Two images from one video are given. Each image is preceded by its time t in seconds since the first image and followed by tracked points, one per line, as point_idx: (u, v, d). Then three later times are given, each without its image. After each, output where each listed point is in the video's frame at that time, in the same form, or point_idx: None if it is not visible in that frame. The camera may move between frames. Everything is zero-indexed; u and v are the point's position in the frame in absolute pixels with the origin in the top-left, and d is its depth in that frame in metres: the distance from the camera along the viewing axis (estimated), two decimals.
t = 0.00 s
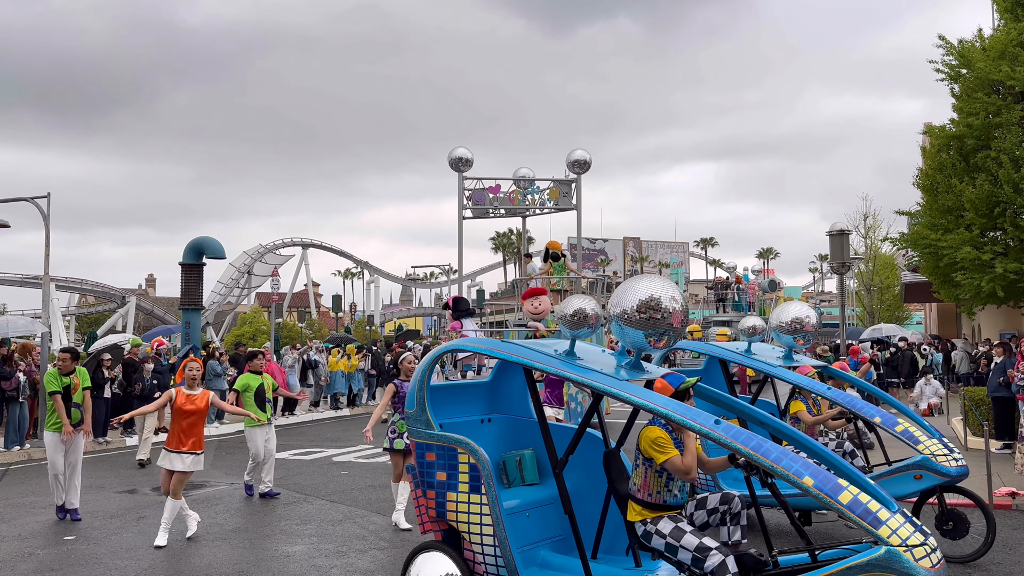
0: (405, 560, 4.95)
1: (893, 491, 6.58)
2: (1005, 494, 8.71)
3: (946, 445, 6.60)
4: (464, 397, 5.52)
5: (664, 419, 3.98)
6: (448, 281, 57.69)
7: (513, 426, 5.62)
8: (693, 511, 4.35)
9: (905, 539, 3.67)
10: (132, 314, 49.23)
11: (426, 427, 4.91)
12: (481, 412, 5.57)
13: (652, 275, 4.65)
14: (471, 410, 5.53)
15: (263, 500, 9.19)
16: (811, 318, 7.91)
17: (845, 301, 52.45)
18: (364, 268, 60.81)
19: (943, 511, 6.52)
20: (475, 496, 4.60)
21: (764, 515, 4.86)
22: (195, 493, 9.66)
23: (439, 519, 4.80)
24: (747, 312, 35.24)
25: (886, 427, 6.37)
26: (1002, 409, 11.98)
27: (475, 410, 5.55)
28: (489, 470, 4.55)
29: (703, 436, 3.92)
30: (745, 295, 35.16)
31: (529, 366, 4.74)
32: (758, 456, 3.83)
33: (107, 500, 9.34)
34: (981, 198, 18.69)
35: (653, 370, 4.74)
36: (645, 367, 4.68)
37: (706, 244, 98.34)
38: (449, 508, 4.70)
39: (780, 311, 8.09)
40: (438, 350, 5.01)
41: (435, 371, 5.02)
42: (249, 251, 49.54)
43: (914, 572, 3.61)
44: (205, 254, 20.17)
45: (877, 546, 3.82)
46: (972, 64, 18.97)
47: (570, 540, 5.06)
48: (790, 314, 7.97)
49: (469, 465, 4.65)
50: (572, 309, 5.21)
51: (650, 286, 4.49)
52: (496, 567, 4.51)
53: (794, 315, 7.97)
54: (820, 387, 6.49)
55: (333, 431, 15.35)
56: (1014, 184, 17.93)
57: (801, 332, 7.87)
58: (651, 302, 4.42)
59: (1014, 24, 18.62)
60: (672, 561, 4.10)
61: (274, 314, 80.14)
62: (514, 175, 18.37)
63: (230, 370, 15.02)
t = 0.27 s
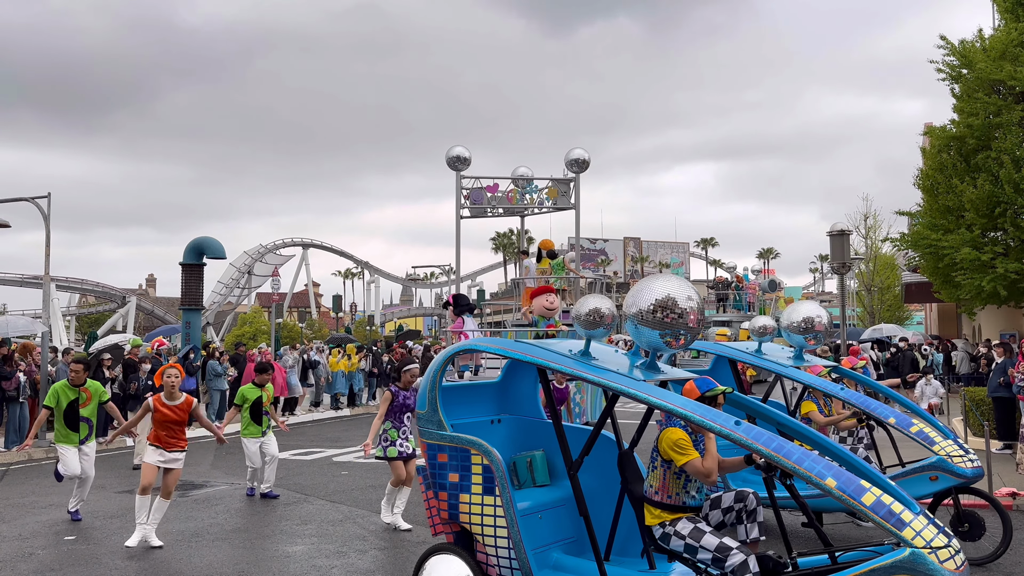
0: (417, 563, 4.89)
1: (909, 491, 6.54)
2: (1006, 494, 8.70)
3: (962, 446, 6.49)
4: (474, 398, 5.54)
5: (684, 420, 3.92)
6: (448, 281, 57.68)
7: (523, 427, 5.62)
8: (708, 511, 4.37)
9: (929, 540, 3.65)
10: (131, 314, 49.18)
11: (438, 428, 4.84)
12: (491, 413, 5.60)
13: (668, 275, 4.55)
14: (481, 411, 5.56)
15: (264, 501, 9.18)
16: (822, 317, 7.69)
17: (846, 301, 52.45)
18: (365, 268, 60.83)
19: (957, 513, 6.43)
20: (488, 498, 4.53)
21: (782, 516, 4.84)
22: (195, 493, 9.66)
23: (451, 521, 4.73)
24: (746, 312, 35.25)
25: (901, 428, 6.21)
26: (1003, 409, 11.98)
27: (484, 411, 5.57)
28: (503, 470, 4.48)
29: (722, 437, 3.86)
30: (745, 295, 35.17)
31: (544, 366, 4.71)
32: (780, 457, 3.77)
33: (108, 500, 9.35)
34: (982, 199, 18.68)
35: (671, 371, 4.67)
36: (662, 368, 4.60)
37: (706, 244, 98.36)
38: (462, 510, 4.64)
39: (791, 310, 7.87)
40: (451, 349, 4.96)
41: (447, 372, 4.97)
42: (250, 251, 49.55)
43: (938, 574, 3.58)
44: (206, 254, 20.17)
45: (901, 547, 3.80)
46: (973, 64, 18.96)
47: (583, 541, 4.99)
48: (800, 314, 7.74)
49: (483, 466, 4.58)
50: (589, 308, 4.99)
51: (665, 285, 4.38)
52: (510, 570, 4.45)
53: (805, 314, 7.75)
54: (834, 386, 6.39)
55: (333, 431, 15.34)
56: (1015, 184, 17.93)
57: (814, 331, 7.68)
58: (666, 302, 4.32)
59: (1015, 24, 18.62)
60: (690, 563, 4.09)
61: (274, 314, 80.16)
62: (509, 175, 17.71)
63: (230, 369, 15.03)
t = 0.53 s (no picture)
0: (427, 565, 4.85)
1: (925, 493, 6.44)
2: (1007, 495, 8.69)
3: (977, 447, 6.44)
4: (481, 399, 5.53)
5: (700, 421, 3.89)
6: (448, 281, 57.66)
7: (531, 428, 5.61)
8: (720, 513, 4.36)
9: (949, 542, 3.61)
10: (132, 314, 49.17)
11: (449, 429, 4.79)
12: (499, 414, 5.61)
13: (681, 274, 4.47)
14: (488, 412, 5.54)
15: (264, 501, 9.19)
16: (834, 316, 7.50)
17: (846, 302, 52.42)
18: (365, 269, 60.81)
19: (974, 515, 6.36)
20: (500, 500, 4.49)
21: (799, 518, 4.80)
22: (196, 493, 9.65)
23: (462, 523, 4.70)
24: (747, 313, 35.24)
25: (915, 428, 6.17)
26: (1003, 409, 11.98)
27: (492, 412, 5.57)
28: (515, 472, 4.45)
29: (739, 438, 3.82)
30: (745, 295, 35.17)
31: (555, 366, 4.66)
32: (798, 459, 3.73)
33: (108, 500, 9.34)
34: (983, 199, 18.68)
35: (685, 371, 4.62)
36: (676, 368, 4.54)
37: (707, 245, 98.38)
38: (473, 512, 4.60)
39: (801, 310, 7.65)
40: (460, 349, 4.91)
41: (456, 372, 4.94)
42: (250, 251, 49.56)
43: None
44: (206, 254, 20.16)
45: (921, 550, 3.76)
46: (973, 65, 18.96)
47: (593, 542, 4.96)
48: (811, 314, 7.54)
49: (494, 467, 4.53)
50: (600, 309, 4.95)
51: (677, 286, 4.31)
52: (522, 572, 4.42)
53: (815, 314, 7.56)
54: (847, 388, 6.32)
55: (333, 431, 15.33)
56: (1015, 185, 17.93)
57: (824, 331, 7.46)
58: (679, 303, 4.26)
59: (1015, 25, 18.62)
60: (706, 565, 4.07)
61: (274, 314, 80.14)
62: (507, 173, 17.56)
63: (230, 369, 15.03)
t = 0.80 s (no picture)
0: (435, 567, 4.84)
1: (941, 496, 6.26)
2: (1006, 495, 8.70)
3: (995, 449, 6.31)
4: (489, 399, 5.52)
5: (714, 422, 3.85)
6: (448, 282, 57.65)
7: (538, 428, 5.63)
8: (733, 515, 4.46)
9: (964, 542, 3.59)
10: (131, 315, 49.18)
11: (457, 429, 4.78)
12: (506, 415, 5.60)
13: (691, 274, 4.45)
14: (495, 413, 5.53)
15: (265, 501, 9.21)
16: (848, 317, 7.24)
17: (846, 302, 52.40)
18: (365, 269, 60.84)
19: (991, 516, 6.12)
20: (510, 501, 4.48)
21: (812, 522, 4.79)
22: (195, 493, 9.66)
23: (471, 524, 4.69)
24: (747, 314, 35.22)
25: (931, 429, 6.15)
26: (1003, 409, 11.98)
27: (500, 412, 5.56)
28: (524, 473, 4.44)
29: (753, 439, 3.79)
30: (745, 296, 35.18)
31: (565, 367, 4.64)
32: (813, 459, 3.70)
33: (108, 501, 9.35)
34: (983, 200, 18.69)
35: (695, 370, 4.62)
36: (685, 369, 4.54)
37: (707, 246, 98.36)
38: (482, 513, 4.59)
39: (812, 310, 7.39)
40: (468, 349, 4.89)
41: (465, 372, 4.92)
42: (250, 252, 49.55)
43: None
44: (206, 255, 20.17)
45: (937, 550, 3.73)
46: (973, 66, 18.97)
47: (602, 543, 4.97)
48: (823, 313, 7.31)
49: (503, 468, 4.52)
50: (612, 308, 4.86)
51: (688, 286, 4.29)
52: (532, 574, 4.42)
53: (828, 313, 7.31)
54: (861, 389, 6.22)
55: (333, 432, 15.35)
56: (1015, 185, 17.94)
57: (836, 332, 7.22)
58: (690, 302, 4.23)
59: (1015, 26, 18.63)
60: (718, 566, 4.09)
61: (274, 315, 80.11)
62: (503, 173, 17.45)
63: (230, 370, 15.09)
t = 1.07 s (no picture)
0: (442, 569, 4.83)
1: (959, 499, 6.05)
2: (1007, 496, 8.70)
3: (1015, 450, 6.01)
4: (496, 400, 5.51)
5: (726, 423, 3.85)
6: (447, 283, 57.65)
7: (544, 430, 5.63)
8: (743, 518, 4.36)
9: (981, 544, 3.51)
10: (131, 315, 49.21)
11: (464, 431, 4.76)
12: (512, 416, 5.59)
13: (700, 273, 4.36)
14: (502, 414, 5.53)
15: (265, 502, 9.22)
16: (861, 317, 7.16)
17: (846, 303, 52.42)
18: (365, 270, 60.86)
19: (1009, 519, 6.09)
20: (519, 503, 4.48)
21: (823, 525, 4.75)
22: (195, 494, 9.66)
23: (479, 526, 4.69)
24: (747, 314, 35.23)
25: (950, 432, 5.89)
26: (1003, 410, 11.99)
27: (506, 413, 5.55)
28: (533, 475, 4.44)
29: (765, 440, 3.78)
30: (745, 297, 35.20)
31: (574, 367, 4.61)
32: (826, 460, 3.67)
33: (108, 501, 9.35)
34: (982, 201, 18.70)
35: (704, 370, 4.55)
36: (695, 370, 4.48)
37: (707, 247, 98.42)
38: (490, 515, 4.59)
39: (825, 310, 7.32)
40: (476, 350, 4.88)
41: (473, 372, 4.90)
42: (250, 252, 49.54)
43: None
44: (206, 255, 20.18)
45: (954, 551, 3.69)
46: (973, 67, 18.98)
47: (609, 545, 4.96)
48: (836, 313, 7.25)
49: (512, 470, 4.52)
50: (620, 309, 4.87)
51: (698, 285, 4.19)
52: None
53: (840, 313, 7.25)
54: (877, 391, 6.05)
55: (332, 432, 15.36)
56: (1014, 186, 17.94)
57: (850, 332, 7.11)
58: (699, 303, 4.13)
59: (1014, 27, 18.64)
60: (728, 567, 4.06)
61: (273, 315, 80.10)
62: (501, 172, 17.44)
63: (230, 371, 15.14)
